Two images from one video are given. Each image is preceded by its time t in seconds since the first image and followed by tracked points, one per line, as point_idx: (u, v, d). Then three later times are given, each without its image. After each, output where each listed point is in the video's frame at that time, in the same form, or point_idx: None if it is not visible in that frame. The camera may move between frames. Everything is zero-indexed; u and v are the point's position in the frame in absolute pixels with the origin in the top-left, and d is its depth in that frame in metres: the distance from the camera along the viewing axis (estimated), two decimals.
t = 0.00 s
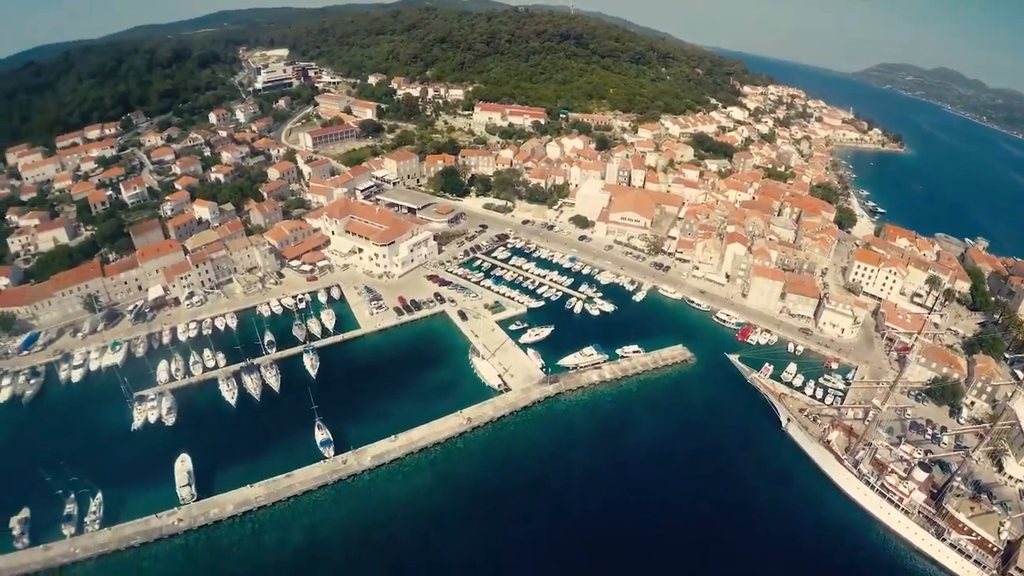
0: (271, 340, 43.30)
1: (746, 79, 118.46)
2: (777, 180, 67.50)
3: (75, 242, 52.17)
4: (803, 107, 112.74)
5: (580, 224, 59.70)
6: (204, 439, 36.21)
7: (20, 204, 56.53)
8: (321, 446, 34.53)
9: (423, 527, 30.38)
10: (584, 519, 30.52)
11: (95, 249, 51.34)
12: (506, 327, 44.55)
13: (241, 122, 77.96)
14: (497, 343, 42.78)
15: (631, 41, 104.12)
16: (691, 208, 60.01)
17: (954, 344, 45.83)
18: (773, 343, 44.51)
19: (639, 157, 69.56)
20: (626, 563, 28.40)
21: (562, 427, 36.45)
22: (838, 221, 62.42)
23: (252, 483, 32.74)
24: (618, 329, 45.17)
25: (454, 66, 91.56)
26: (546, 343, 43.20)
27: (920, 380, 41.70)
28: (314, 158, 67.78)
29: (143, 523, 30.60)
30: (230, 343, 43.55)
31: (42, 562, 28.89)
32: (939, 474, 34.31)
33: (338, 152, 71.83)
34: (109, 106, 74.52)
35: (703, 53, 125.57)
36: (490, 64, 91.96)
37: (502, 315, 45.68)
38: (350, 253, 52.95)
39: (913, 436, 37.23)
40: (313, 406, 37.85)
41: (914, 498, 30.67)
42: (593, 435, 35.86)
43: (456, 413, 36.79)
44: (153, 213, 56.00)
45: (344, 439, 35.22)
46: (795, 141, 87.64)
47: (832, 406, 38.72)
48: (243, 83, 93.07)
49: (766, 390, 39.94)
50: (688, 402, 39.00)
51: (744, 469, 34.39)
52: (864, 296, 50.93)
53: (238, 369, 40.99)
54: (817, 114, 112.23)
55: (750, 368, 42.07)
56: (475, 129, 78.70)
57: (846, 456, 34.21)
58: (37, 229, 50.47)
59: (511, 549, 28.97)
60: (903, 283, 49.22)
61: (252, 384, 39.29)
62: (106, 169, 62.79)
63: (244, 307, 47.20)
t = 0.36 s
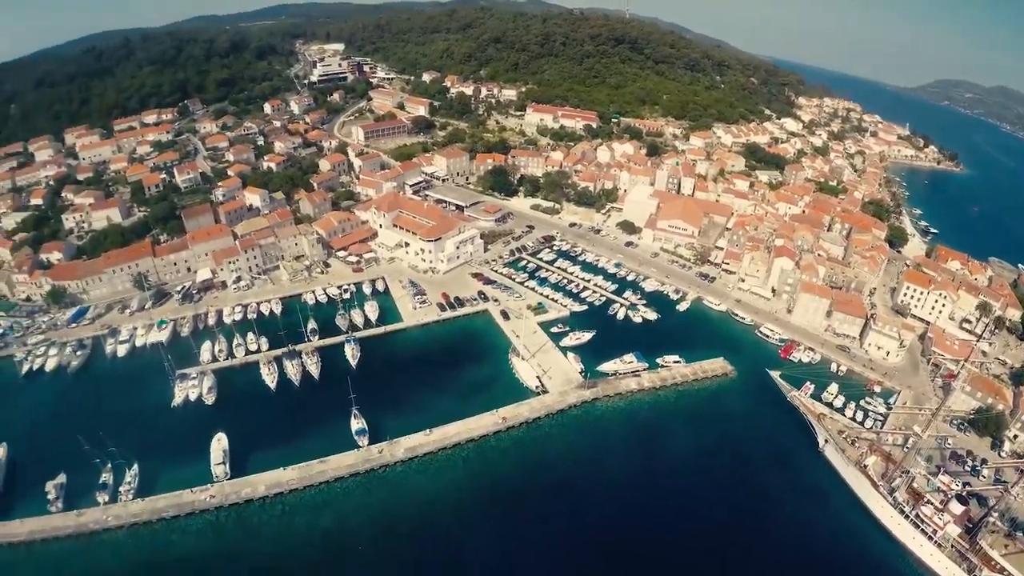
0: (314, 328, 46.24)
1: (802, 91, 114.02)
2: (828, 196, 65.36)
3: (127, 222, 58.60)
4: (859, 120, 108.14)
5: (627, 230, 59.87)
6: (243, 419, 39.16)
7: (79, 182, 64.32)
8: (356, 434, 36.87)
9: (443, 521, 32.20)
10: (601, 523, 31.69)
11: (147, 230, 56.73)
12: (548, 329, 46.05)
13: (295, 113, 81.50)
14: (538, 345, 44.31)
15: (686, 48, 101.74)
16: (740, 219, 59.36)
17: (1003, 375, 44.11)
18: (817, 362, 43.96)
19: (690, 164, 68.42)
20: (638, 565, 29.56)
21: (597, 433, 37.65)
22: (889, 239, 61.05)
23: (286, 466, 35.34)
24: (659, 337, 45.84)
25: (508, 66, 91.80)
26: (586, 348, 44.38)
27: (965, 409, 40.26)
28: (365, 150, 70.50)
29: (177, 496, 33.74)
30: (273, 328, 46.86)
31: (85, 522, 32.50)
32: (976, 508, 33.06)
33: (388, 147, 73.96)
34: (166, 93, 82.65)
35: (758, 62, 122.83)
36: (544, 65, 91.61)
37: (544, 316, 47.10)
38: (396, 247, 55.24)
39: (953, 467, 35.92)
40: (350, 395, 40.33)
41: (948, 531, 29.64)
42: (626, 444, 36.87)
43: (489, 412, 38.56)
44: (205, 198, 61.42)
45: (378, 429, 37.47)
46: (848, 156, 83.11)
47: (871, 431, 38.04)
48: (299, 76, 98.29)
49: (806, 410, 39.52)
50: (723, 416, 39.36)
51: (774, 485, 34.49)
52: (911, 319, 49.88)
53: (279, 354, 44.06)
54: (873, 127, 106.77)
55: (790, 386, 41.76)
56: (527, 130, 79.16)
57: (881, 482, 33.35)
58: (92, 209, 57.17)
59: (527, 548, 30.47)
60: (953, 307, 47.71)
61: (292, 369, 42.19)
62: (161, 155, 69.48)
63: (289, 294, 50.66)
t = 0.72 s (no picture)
0: (357, 319, 47.43)
1: (859, 103, 110.20)
2: (881, 214, 63.81)
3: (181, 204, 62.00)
4: (916, 137, 104.58)
5: (675, 238, 59.59)
6: (282, 403, 40.53)
7: (135, 165, 69.97)
8: (392, 426, 37.72)
9: (468, 518, 32.76)
10: (629, 531, 31.64)
11: (200, 214, 59.11)
12: (590, 334, 46.26)
13: (350, 106, 84.51)
14: (579, 348, 44.53)
15: (742, 56, 100.16)
16: (791, 233, 58.36)
17: None
18: (860, 384, 43.09)
19: (741, 175, 67.26)
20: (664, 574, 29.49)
21: (634, 441, 37.73)
22: (941, 262, 59.42)
23: (321, 453, 36.55)
24: (702, 349, 45.62)
25: (563, 69, 91.57)
26: (628, 355, 44.46)
27: (1010, 443, 38.01)
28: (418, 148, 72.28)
29: (212, 474, 35.45)
30: (317, 317, 48.30)
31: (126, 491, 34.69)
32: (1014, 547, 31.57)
33: (440, 144, 75.26)
34: (223, 82, 88.09)
35: (815, 74, 119.91)
36: (599, 69, 91.30)
37: (588, 321, 47.31)
38: (443, 244, 55.78)
39: (992, 502, 34.31)
40: (390, 387, 41.30)
41: (982, 568, 28.71)
42: (659, 454, 36.81)
43: (526, 413, 39.02)
44: (258, 185, 63.99)
45: (414, 424, 38.29)
46: (905, 174, 80.34)
47: (911, 459, 36.99)
48: (354, 71, 101.09)
49: (846, 432, 38.80)
50: (760, 432, 38.81)
51: (805, 499, 34.25)
52: (960, 347, 48.40)
53: (322, 342, 45.43)
54: (931, 145, 102.80)
55: (831, 407, 40.91)
56: (579, 133, 79.21)
57: (918, 512, 32.37)
58: (148, 190, 61.55)
59: (554, 552, 30.56)
60: (1005, 336, 45.95)
61: (335, 357, 43.37)
62: (218, 141, 73.20)
63: (335, 283, 52.14)
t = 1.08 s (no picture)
0: (404, 312, 48.25)
1: (919, 120, 105.99)
2: (936, 235, 61.67)
3: (235, 190, 64.69)
4: (977, 159, 99.75)
5: (725, 250, 58.69)
6: (323, 389, 41.62)
7: (194, 149, 73.55)
8: (430, 420, 38.30)
9: (493, 517, 32.94)
10: (649, 537, 31.65)
11: (255, 200, 61.43)
12: (634, 341, 46.16)
13: (406, 102, 86.56)
14: (623, 356, 44.48)
15: (801, 67, 97.95)
16: (844, 251, 57.17)
17: None
18: (903, 411, 41.56)
19: (796, 189, 65.99)
20: None
21: (671, 451, 37.40)
22: (997, 289, 56.93)
23: (358, 441, 37.34)
24: (747, 365, 44.88)
25: (619, 73, 91.05)
26: (671, 365, 44.25)
27: None
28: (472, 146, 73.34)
29: (249, 454, 36.79)
30: (364, 307, 49.38)
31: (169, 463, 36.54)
32: None
33: (493, 143, 76.19)
34: (284, 73, 90.35)
35: (876, 89, 116.01)
36: (656, 75, 90.52)
37: (631, 328, 47.18)
38: (492, 243, 56.18)
39: None
40: (431, 382, 41.93)
41: None
42: (694, 466, 36.39)
43: (563, 417, 39.08)
44: (312, 174, 65.84)
45: (451, 419, 38.84)
46: (964, 197, 76.64)
47: (951, 491, 35.38)
48: (411, 67, 102.62)
49: (887, 459, 37.54)
50: (800, 452, 37.96)
51: (831, 512, 33.85)
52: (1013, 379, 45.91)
53: (367, 333, 46.44)
54: (990, 168, 98.54)
55: (873, 432, 39.69)
56: (634, 139, 78.88)
57: (953, 548, 31.45)
58: (204, 174, 64.41)
59: (575, 555, 30.66)
60: None
61: (379, 349, 44.17)
62: (275, 130, 75.81)
63: (383, 276, 53.27)
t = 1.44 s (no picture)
0: (448, 307, 48.81)
1: (980, 139, 101.28)
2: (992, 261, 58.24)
3: (289, 178, 66.83)
4: None
5: (774, 263, 57.42)
6: (363, 378, 42.35)
7: (250, 137, 75.90)
8: (467, 416, 38.60)
9: (516, 516, 32.98)
10: (672, 548, 31.30)
11: (307, 189, 63.14)
12: (676, 351, 45.59)
13: (460, 100, 87.77)
14: (664, 365, 43.98)
15: (861, 80, 94.93)
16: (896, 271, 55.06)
17: None
18: (947, 441, 39.50)
19: (850, 206, 64.06)
20: None
21: (707, 465, 36.65)
22: None
23: (395, 432, 37.91)
24: (792, 383, 43.74)
25: (675, 79, 89.93)
26: (712, 378, 43.48)
27: None
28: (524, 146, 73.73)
29: (286, 437, 37.81)
30: (409, 301, 50.21)
31: (206, 439, 37.86)
32: None
33: (545, 144, 76.40)
34: (341, 67, 92.52)
35: (938, 106, 111.61)
36: (711, 82, 89.10)
37: (674, 338, 46.68)
38: (541, 243, 56.32)
39: None
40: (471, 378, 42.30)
41: None
42: (727, 481, 35.62)
43: (600, 423, 38.81)
44: (366, 167, 67.36)
45: (487, 417, 39.04)
46: None
47: (987, 526, 33.31)
48: (466, 65, 103.87)
49: (926, 489, 35.77)
50: (839, 475, 36.76)
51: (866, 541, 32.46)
52: None
53: (410, 326, 47.10)
54: None
55: (914, 461, 37.93)
56: (687, 146, 78.05)
57: None
58: (259, 162, 66.55)
59: (593, 559, 30.53)
60: None
61: (421, 342, 44.79)
62: (331, 122, 77.66)
63: (430, 270, 54.00)
